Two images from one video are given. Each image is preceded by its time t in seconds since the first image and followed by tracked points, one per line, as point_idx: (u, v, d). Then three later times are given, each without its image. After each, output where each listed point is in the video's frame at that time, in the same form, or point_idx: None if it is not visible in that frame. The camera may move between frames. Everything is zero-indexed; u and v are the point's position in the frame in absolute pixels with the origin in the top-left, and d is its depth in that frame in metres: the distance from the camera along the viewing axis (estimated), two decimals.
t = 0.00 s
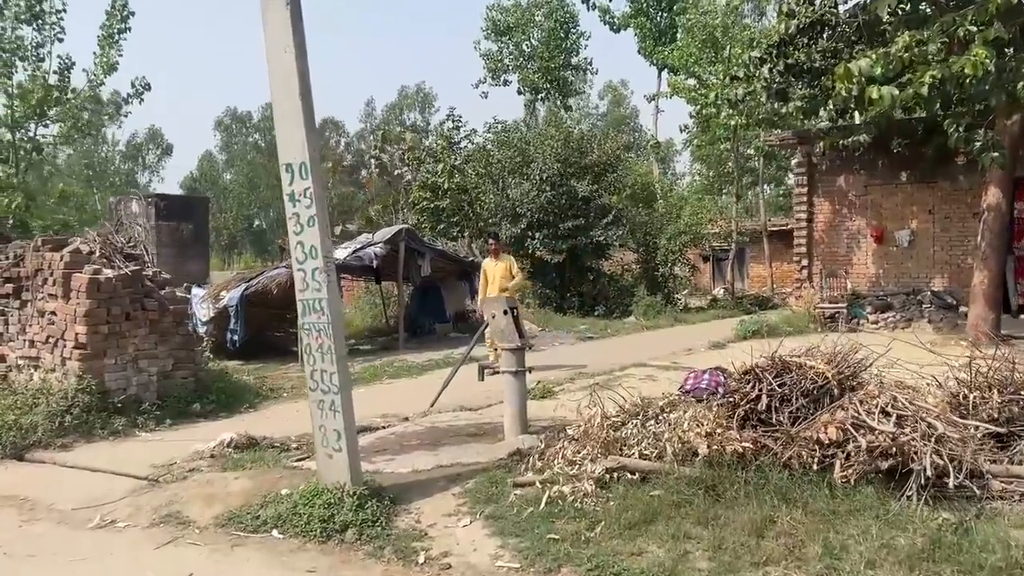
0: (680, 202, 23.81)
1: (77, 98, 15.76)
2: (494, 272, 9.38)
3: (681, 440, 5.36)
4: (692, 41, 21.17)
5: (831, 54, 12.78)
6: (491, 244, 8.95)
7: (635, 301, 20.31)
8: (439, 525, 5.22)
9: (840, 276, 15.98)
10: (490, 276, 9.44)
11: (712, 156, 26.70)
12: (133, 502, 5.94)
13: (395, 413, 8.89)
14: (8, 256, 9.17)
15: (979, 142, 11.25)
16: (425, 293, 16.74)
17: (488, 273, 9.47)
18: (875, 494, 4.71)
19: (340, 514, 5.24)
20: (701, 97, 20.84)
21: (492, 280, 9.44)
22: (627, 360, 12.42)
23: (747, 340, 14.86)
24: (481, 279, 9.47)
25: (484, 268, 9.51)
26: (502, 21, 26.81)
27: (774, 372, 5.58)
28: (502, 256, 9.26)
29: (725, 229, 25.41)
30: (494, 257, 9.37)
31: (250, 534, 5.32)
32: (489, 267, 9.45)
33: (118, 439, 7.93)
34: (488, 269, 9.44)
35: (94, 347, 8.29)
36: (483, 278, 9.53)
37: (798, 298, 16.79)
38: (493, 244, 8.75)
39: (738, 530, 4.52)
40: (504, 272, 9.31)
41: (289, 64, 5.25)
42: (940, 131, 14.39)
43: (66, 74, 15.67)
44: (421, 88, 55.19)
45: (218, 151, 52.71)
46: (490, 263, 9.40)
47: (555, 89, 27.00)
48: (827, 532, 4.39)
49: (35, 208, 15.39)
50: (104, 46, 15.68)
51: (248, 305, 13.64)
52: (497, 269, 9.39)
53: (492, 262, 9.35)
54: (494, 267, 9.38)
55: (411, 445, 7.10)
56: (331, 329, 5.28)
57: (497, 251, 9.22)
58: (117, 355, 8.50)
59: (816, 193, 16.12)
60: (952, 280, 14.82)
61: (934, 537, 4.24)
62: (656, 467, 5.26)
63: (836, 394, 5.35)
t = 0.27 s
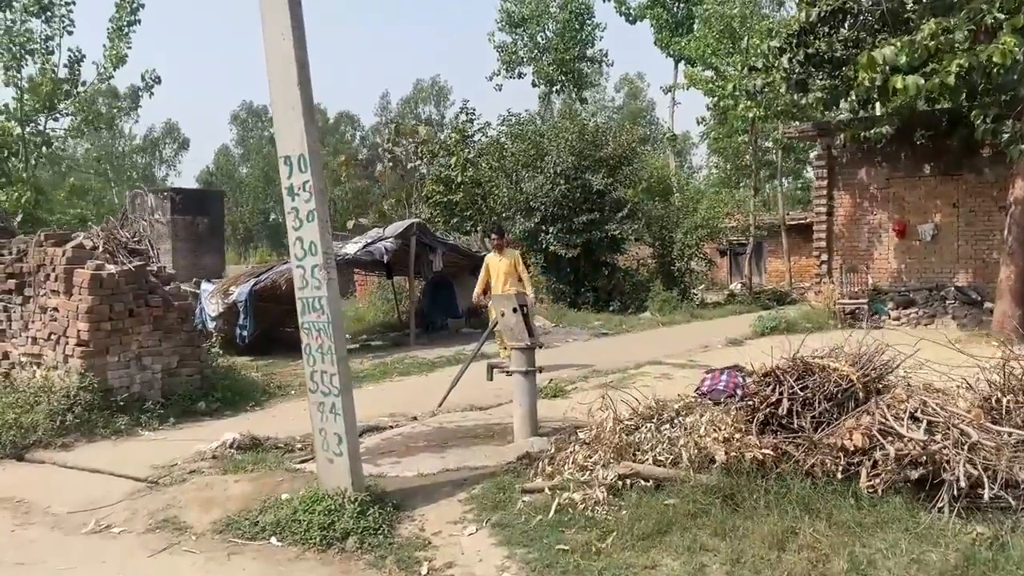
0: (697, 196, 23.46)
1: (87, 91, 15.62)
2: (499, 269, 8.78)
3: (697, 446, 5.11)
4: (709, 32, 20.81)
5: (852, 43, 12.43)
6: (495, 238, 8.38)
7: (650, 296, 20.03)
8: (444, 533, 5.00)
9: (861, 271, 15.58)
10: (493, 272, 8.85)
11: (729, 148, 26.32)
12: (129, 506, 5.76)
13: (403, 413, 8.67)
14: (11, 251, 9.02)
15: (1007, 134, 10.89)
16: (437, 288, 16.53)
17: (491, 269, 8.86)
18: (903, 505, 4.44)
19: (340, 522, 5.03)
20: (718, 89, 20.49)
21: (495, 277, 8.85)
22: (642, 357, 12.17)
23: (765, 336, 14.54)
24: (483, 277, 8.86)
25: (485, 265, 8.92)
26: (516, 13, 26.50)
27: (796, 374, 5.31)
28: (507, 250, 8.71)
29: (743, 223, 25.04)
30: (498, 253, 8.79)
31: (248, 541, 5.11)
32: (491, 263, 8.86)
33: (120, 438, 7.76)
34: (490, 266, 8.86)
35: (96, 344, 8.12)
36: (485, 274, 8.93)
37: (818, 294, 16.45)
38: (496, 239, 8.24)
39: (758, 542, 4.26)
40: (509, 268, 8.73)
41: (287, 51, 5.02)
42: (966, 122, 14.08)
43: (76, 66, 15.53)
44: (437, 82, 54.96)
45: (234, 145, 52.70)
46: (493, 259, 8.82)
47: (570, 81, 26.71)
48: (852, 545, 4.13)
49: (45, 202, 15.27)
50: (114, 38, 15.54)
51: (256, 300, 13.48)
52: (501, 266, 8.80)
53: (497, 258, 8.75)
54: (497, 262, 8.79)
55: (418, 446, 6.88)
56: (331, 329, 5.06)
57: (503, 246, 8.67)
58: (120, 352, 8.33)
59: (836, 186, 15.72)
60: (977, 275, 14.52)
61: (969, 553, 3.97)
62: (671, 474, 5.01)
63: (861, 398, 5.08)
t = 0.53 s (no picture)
0: (713, 188, 23.12)
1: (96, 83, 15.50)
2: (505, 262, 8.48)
3: (711, 448, 4.88)
4: (726, 22, 20.45)
5: (874, 31, 12.09)
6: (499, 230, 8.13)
7: (665, 290, 19.74)
8: (446, 538, 4.80)
9: (881, 265, 15.28)
10: (498, 267, 8.56)
11: (746, 140, 25.94)
12: (124, 507, 5.60)
13: (410, 410, 8.48)
14: (14, 244, 8.89)
15: None
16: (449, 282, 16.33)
17: (497, 263, 8.57)
18: (930, 514, 4.19)
19: (338, 526, 4.83)
20: (735, 79, 20.13)
21: (501, 272, 8.55)
22: (656, 353, 11.92)
23: (782, 331, 14.26)
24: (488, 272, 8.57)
25: (490, 261, 8.64)
26: (530, 3, 26.17)
27: (816, 374, 5.07)
28: (512, 244, 8.45)
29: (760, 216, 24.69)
30: (503, 246, 8.52)
31: (243, 545, 4.93)
32: (497, 257, 8.58)
33: (121, 435, 7.62)
34: (495, 261, 8.57)
35: (98, 339, 7.98)
36: (490, 270, 8.64)
37: (836, 288, 16.13)
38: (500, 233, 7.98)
39: (774, 551, 4.01)
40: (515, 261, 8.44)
41: (283, 36, 4.81)
42: (990, 112, 13.67)
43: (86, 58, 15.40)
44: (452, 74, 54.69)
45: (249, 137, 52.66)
46: (498, 253, 8.54)
47: (585, 72, 26.39)
48: (876, 556, 3.88)
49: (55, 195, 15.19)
50: (123, 29, 15.40)
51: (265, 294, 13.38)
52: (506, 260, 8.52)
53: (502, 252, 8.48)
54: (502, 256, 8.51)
55: (423, 445, 6.67)
56: (329, 326, 4.85)
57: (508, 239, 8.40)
58: (122, 348, 8.19)
59: (855, 178, 15.42)
60: (1001, 269, 14.16)
61: (1001, 566, 3.71)
62: (683, 478, 4.78)
63: (884, 399, 4.83)
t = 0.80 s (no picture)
0: (729, 179, 22.80)
1: (104, 74, 15.39)
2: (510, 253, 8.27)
3: (723, 451, 4.65)
4: (743, 10, 20.11)
5: (894, 18, 11.77)
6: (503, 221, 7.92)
7: (679, 283, 19.48)
8: (446, 543, 4.61)
9: (899, 258, 14.94)
10: (504, 259, 8.35)
11: (763, 131, 25.60)
12: (118, 506, 5.44)
13: (416, 406, 8.30)
14: (15, 236, 8.77)
15: None
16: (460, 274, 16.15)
17: (502, 255, 8.36)
18: (955, 522, 3.96)
19: (334, 529, 4.65)
20: (752, 69, 19.81)
21: (506, 264, 8.34)
22: (669, 347, 11.70)
23: (799, 325, 13.98)
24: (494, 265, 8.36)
25: (496, 253, 8.43)
26: None
27: (833, 373, 4.83)
28: (517, 235, 8.23)
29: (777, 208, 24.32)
30: (508, 238, 8.31)
31: (236, 549, 4.75)
32: (502, 250, 8.37)
33: (122, 431, 7.48)
34: (501, 253, 8.36)
35: (98, 332, 7.85)
36: (496, 262, 8.43)
37: (855, 281, 15.81)
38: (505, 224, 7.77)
39: (790, 560, 3.79)
40: (520, 253, 8.22)
41: (277, 18, 4.61)
42: (1013, 101, 13.33)
43: (94, 49, 15.29)
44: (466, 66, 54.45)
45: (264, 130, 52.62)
46: (503, 245, 8.33)
47: (599, 62, 26.09)
48: (898, 567, 3.65)
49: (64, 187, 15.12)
50: (131, 20, 15.27)
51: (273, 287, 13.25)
52: (512, 251, 8.30)
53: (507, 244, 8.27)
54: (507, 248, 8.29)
55: (427, 443, 6.49)
56: (325, 321, 4.67)
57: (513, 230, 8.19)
58: (123, 342, 8.05)
59: (874, 169, 15.09)
60: None
61: None
62: (694, 481, 4.56)
63: (906, 399, 4.59)
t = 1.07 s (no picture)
0: (744, 171, 22.49)
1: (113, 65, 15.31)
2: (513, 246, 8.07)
3: (737, 451, 4.46)
4: None
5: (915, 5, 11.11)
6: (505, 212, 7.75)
7: (694, 275, 19.23)
8: (449, 545, 4.44)
9: (919, 250, 14.69)
10: (508, 253, 8.16)
11: (779, 121, 25.24)
12: (114, 505, 5.31)
13: (423, 401, 8.14)
14: (19, 228, 8.67)
15: None
16: (471, 267, 15.99)
17: (506, 248, 8.17)
18: (982, 528, 3.76)
19: (333, 530, 4.50)
20: (769, 58, 19.47)
21: (510, 258, 8.14)
22: (683, 341, 11.49)
23: (815, 318, 13.74)
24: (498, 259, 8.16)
25: (501, 247, 8.23)
26: None
27: (853, 370, 4.63)
28: (521, 227, 8.03)
29: (794, 200, 24.00)
30: (512, 231, 8.11)
31: (233, 550, 4.60)
32: (506, 243, 8.17)
33: (124, 426, 7.36)
34: (505, 246, 8.17)
35: (101, 325, 7.73)
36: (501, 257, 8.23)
37: (873, 274, 15.53)
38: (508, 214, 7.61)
39: (807, 567, 3.59)
40: (524, 245, 8.02)
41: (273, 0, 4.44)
42: None
43: (102, 39, 15.20)
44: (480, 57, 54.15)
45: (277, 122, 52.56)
46: (507, 238, 8.14)
47: (613, 52, 25.80)
48: None
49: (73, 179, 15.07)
50: (139, 10, 15.15)
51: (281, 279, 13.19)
52: (515, 245, 8.11)
53: (510, 237, 8.08)
54: (511, 241, 8.10)
55: (432, 440, 6.33)
56: (323, 316, 4.51)
57: (517, 222, 8.00)
58: (126, 335, 7.93)
59: (893, 159, 14.83)
60: None
61: None
62: (706, 483, 4.37)
63: (930, 398, 4.39)
